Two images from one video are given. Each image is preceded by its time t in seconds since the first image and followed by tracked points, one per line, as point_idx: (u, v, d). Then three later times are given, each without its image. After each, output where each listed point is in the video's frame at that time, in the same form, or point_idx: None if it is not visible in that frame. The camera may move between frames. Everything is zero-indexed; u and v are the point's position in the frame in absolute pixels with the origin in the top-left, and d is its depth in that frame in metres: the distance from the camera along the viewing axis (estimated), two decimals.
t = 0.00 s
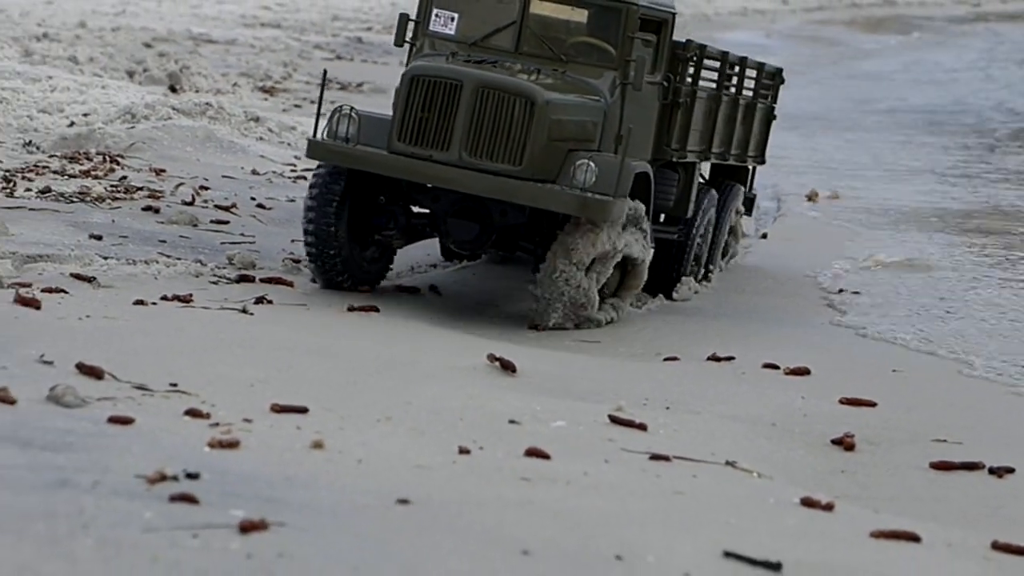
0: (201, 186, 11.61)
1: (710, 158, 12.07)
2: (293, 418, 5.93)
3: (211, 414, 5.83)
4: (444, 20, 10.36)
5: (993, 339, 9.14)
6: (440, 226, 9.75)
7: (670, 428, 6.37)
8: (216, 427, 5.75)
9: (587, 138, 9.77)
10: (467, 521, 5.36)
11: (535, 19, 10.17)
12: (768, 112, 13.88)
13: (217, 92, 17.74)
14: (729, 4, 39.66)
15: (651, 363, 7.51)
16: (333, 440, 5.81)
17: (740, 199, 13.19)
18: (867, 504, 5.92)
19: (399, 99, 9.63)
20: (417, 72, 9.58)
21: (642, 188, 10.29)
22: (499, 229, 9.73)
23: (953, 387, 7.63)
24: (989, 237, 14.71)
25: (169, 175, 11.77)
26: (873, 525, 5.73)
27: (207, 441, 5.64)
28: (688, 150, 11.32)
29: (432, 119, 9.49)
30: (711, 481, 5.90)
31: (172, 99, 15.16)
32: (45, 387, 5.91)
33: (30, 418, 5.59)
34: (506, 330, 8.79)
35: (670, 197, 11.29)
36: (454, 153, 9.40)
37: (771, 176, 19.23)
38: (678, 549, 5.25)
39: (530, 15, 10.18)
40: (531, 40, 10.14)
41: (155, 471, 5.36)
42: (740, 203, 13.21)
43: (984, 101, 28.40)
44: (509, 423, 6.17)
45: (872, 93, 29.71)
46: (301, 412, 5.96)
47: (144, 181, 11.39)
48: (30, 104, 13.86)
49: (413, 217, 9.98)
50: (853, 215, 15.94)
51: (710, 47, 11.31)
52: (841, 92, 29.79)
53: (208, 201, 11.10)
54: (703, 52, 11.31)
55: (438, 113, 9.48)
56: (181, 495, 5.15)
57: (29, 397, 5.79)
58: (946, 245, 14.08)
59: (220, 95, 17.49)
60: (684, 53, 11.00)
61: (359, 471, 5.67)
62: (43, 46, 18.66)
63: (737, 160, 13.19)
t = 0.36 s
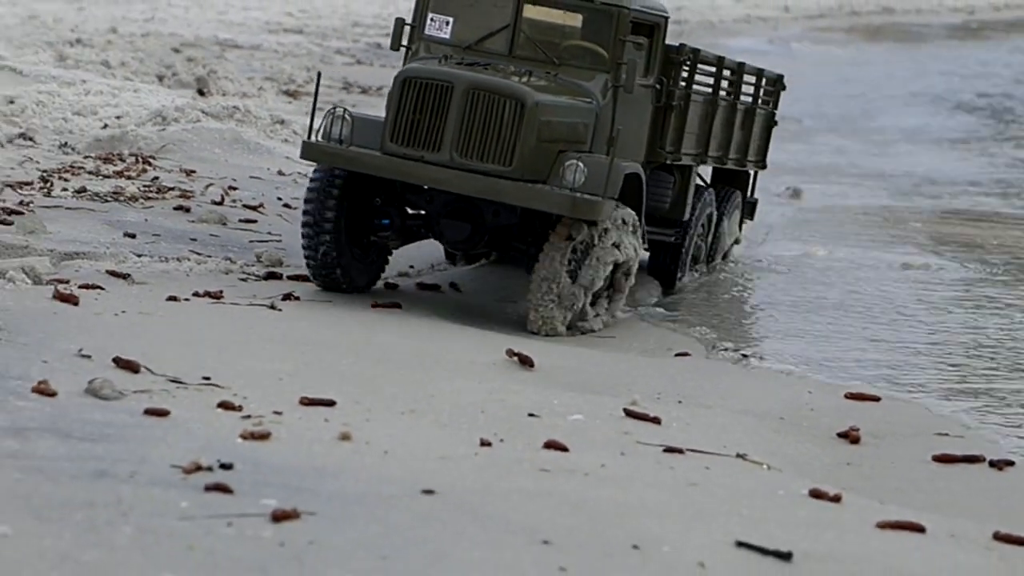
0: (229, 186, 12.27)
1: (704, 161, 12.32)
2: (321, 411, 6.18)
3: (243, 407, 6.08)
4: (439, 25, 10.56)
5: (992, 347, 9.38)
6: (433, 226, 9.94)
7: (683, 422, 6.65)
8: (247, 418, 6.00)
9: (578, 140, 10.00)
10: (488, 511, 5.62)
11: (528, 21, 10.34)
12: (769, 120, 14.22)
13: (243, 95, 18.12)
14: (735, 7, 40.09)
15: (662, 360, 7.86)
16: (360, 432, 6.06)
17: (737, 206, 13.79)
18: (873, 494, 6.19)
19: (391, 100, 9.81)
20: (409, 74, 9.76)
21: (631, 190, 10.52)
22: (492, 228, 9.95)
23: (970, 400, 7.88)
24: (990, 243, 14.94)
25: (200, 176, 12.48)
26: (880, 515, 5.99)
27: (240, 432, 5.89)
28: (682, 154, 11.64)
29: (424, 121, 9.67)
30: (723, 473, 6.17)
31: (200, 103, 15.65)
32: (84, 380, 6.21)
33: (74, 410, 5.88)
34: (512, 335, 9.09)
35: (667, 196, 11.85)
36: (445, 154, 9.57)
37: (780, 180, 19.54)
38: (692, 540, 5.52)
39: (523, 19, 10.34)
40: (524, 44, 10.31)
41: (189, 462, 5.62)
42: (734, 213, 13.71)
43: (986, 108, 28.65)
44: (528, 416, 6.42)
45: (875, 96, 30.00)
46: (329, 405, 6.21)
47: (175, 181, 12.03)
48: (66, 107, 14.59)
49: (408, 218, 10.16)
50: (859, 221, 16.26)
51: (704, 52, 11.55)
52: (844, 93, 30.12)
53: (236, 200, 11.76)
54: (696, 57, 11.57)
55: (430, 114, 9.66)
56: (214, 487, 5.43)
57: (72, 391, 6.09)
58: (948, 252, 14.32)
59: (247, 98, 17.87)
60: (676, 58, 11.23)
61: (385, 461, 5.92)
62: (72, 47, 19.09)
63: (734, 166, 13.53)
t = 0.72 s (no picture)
0: (259, 188, 12.87)
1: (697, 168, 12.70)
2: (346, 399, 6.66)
3: (273, 395, 6.54)
4: (435, 31, 10.93)
5: (988, 343, 9.78)
6: (424, 228, 10.22)
7: (687, 411, 7.08)
8: (277, 406, 6.47)
9: (566, 145, 10.28)
10: (504, 493, 6.07)
11: (522, 30, 10.72)
12: (763, 135, 14.58)
13: (273, 102, 18.68)
14: (750, 19, 40.58)
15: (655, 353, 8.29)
16: (383, 419, 6.52)
17: (730, 215, 14.17)
18: (866, 480, 6.63)
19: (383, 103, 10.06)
20: (402, 78, 10.02)
21: (617, 196, 10.82)
22: (480, 230, 10.25)
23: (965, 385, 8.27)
24: (993, 248, 15.32)
25: (231, 179, 13.10)
26: (873, 500, 6.44)
27: (270, 420, 6.36)
28: (671, 163, 11.95)
29: (415, 123, 9.93)
30: (725, 458, 6.60)
31: (231, 111, 16.24)
32: (127, 371, 6.68)
33: (116, 399, 6.35)
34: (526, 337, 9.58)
35: (657, 203, 12.29)
36: (435, 156, 9.85)
37: (794, 185, 19.95)
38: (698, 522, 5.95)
39: (516, 28, 10.72)
40: (516, 52, 10.67)
41: (222, 448, 6.08)
42: (728, 224, 14.07)
43: (996, 118, 29.03)
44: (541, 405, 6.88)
45: (884, 105, 30.43)
46: (354, 395, 6.68)
47: (208, 184, 12.65)
48: (105, 114, 15.35)
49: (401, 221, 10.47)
50: (868, 224, 16.70)
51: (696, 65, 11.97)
52: (856, 102, 30.52)
53: (266, 202, 12.35)
54: (688, 68, 11.90)
55: (420, 117, 9.93)
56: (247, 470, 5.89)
57: (113, 381, 6.54)
58: (951, 255, 14.68)
59: (276, 105, 18.37)
60: (667, 67, 11.56)
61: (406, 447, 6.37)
62: (107, 55, 19.68)
63: (728, 177, 13.87)
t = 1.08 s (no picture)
0: (283, 192, 13.86)
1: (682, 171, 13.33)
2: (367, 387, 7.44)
3: (298, 385, 7.30)
4: (422, 38, 11.66)
5: (982, 338, 10.36)
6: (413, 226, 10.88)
7: (687, 400, 7.80)
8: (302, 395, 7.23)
9: (547, 144, 11.00)
10: (515, 476, 6.70)
11: (506, 37, 11.44)
12: (750, 136, 15.16)
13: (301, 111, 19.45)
14: (757, 29, 41.36)
15: (662, 345, 9.03)
16: (401, 407, 7.24)
17: (720, 216, 14.75)
18: (854, 464, 7.21)
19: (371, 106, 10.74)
20: (387, 82, 10.71)
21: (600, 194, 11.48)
22: (466, 228, 10.90)
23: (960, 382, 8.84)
24: (990, 258, 15.90)
25: (257, 184, 14.13)
26: (863, 482, 7.00)
27: (297, 407, 7.08)
28: (655, 164, 12.55)
29: (401, 126, 10.61)
30: (723, 444, 7.24)
31: (259, 122, 17.03)
32: (162, 361, 7.48)
33: (152, 387, 7.14)
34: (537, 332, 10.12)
35: (642, 204, 12.94)
36: (420, 157, 10.53)
37: (799, 188, 20.52)
38: (696, 505, 6.56)
39: (500, 34, 11.44)
40: (501, 56, 11.39)
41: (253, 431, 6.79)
42: (717, 227, 14.65)
43: (1000, 133, 29.69)
44: (551, 395, 7.62)
45: (890, 117, 31.14)
46: (375, 383, 7.45)
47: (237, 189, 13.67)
48: (141, 123, 16.05)
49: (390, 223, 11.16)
50: (873, 230, 17.33)
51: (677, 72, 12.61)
52: (860, 113, 31.11)
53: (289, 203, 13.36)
54: (670, 73, 12.52)
55: (406, 119, 10.61)
56: (274, 453, 6.60)
57: (148, 371, 7.31)
58: (944, 262, 15.22)
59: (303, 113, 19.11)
60: (647, 72, 12.24)
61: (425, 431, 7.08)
62: (137, 62, 20.43)
63: (716, 180, 14.46)
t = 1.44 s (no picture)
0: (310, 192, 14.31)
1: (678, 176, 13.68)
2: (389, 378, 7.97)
3: (324, 376, 7.88)
4: (420, 37, 12.04)
5: (991, 335, 10.65)
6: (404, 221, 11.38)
7: (696, 390, 8.18)
8: (328, 386, 7.77)
9: (535, 143, 11.39)
10: (530, 463, 7.14)
11: (500, 38, 11.79)
12: (750, 146, 15.48)
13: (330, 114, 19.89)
14: (770, 38, 41.67)
15: (676, 339, 9.40)
16: (424, 397, 7.76)
17: (720, 221, 15.09)
18: (856, 451, 7.55)
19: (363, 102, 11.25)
20: (380, 79, 11.23)
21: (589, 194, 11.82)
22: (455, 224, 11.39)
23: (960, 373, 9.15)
24: (1000, 260, 16.14)
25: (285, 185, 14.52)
26: (864, 468, 7.32)
27: (323, 398, 7.63)
28: (648, 167, 12.90)
29: (391, 121, 11.10)
30: (730, 432, 7.61)
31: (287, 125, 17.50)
32: (195, 355, 8.05)
33: (183, 380, 7.69)
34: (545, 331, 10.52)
35: (638, 208, 13.30)
36: (408, 151, 11.00)
37: (811, 190, 20.85)
38: (703, 489, 6.93)
39: (495, 36, 11.80)
40: (494, 57, 11.76)
41: (281, 421, 7.32)
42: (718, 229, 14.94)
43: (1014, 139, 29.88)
44: (566, 386, 8.06)
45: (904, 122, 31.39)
46: (398, 375, 7.98)
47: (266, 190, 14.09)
48: (174, 127, 16.45)
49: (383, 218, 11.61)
50: (887, 232, 17.62)
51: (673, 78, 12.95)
52: (871, 116, 31.37)
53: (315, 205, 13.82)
54: (665, 78, 12.84)
55: (396, 115, 11.10)
56: (302, 442, 7.11)
57: (183, 365, 7.85)
58: (953, 264, 15.48)
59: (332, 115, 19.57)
60: (640, 77, 12.53)
61: (445, 421, 7.56)
62: (173, 66, 20.89)
63: (715, 187, 14.77)
